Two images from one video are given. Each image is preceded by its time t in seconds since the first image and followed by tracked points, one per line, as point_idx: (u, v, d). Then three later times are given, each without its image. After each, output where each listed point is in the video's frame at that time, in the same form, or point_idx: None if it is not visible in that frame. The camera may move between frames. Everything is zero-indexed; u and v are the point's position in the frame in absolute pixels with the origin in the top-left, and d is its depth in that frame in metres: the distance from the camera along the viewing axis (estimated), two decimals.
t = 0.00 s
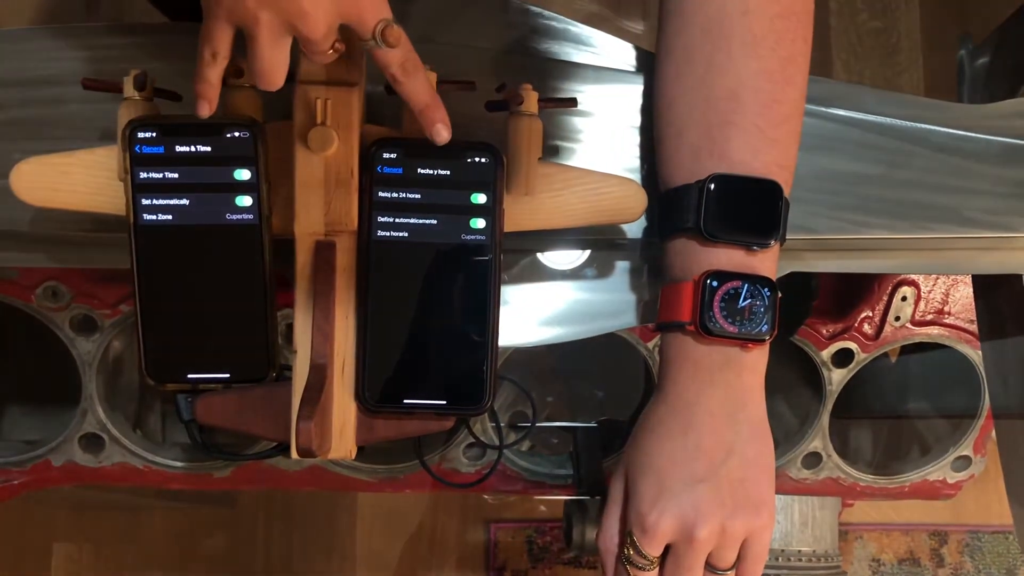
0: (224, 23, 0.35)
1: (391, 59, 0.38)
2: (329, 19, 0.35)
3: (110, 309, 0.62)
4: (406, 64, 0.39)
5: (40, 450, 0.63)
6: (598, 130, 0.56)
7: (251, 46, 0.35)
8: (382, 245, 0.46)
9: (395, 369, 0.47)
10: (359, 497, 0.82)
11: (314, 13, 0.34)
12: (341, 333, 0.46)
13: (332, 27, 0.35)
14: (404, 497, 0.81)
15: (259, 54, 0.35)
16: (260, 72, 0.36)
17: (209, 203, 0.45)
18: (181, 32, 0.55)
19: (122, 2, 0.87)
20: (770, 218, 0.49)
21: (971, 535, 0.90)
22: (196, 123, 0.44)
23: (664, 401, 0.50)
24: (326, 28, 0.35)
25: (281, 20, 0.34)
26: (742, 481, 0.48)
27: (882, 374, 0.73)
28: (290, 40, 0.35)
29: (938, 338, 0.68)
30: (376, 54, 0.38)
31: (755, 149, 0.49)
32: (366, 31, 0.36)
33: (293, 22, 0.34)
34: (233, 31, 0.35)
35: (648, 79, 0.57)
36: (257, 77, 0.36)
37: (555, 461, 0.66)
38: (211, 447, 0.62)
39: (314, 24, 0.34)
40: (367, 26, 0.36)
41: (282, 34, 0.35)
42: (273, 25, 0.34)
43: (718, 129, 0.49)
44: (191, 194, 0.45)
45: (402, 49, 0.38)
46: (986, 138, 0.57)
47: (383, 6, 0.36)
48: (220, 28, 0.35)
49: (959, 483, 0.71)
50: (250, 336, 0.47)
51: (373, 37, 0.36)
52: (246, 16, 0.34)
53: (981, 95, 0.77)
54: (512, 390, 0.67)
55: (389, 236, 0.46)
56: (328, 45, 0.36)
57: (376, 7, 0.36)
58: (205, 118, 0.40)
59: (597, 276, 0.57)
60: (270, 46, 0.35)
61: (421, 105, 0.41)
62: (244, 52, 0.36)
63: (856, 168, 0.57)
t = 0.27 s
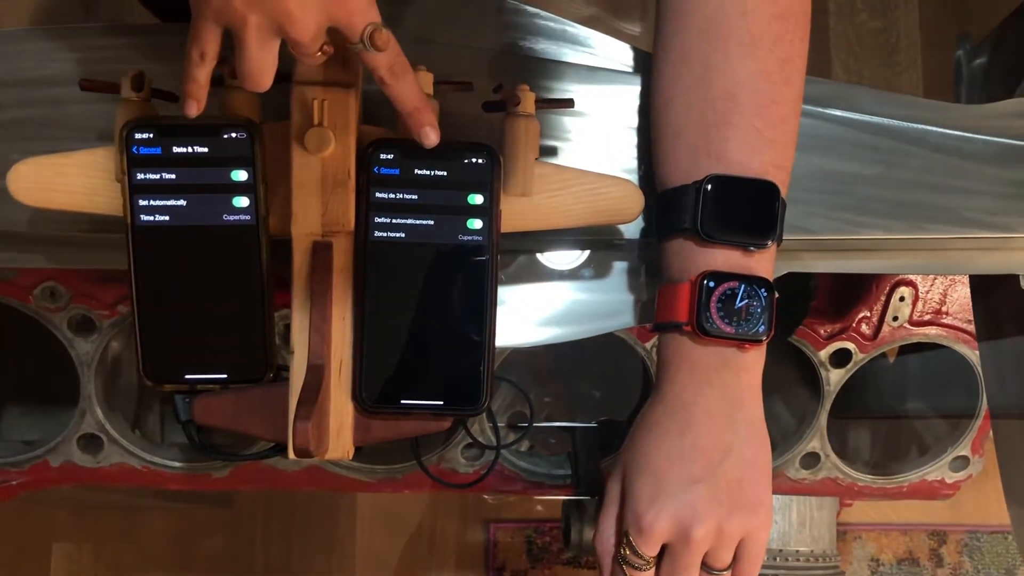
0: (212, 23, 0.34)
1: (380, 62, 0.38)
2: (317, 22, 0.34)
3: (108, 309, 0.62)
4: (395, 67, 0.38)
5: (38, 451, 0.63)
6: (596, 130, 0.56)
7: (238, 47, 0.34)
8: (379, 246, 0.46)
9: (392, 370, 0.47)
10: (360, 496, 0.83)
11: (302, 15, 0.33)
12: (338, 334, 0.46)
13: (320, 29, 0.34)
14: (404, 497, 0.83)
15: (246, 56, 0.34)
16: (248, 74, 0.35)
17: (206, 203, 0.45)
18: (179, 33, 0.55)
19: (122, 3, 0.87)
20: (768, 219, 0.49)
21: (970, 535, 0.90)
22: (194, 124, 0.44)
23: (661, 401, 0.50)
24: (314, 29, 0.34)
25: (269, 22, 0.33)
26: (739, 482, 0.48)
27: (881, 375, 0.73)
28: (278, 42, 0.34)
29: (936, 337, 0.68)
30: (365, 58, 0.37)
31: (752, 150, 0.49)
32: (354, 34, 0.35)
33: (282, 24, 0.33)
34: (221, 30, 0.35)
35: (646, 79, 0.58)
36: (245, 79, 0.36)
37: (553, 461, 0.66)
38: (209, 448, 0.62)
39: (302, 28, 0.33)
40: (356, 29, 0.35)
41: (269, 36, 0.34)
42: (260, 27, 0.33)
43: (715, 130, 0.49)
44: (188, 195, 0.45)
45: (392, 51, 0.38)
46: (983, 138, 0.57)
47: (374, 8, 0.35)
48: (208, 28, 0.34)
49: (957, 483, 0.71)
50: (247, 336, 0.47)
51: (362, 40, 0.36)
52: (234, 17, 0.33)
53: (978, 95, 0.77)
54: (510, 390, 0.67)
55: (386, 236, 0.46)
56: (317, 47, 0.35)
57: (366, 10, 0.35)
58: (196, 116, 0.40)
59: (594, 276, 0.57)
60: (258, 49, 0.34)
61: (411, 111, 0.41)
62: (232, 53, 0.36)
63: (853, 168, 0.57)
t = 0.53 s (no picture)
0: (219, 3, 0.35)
1: (386, 38, 0.39)
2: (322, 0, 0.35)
3: (110, 309, 0.62)
4: (401, 43, 0.39)
5: (40, 451, 0.63)
6: (597, 130, 0.57)
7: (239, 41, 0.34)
8: (380, 245, 0.46)
9: (393, 369, 0.47)
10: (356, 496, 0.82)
11: None
12: (339, 334, 0.46)
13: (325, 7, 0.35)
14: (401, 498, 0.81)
15: (253, 35, 0.35)
16: (255, 54, 0.36)
17: (208, 203, 0.45)
18: (181, 33, 0.55)
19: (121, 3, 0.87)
20: (769, 218, 0.49)
21: (971, 535, 0.90)
22: (196, 124, 0.45)
23: (662, 400, 0.50)
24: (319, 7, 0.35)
25: (274, 1, 0.34)
26: (739, 481, 0.49)
27: (881, 374, 0.73)
28: (284, 20, 0.35)
29: (936, 337, 0.68)
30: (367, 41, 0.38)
31: (753, 149, 0.49)
32: (359, 11, 0.36)
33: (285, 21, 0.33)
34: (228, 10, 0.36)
35: (647, 79, 0.58)
36: (252, 60, 0.36)
37: (553, 461, 0.66)
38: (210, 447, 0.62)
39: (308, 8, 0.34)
40: (361, 6, 0.36)
41: (275, 15, 0.35)
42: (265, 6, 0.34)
43: (715, 130, 0.49)
44: (190, 194, 0.45)
45: (397, 28, 0.39)
46: (983, 138, 0.57)
47: None
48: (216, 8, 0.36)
49: (958, 483, 0.71)
50: (249, 335, 0.47)
51: (367, 15, 0.37)
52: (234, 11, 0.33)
53: (977, 95, 0.77)
54: (512, 389, 0.67)
55: (388, 236, 0.47)
56: (322, 24, 0.36)
57: None
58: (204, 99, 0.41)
59: (595, 276, 0.58)
60: (264, 29, 0.35)
61: (418, 88, 0.42)
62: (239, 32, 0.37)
63: (854, 168, 0.57)
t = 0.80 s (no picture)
0: (205, 12, 0.33)
1: (383, 54, 0.36)
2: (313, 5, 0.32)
3: (110, 309, 0.62)
4: (398, 60, 0.37)
5: (40, 451, 0.63)
6: (596, 130, 0.57)
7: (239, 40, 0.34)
8: (380, 245, 0.46)
9: (393, 369, 0.47)
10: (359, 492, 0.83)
11: None
12: (339, 333, 0.46)
13: (317, 13, 0.33)
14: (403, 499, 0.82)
15: (240, 42, 0.33)
16: (242, 62, 0.34)
17: (208, 202, 0.45)
18: (181, 34, 0.56)
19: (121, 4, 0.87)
20: (768, 218, 0.49)
21: (970, 535, 0.90)
22: (197, 124, 0.45)
23: (661, 399, 0.50)
24: (308, 13, 0.32)
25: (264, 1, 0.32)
26: (738, 480, 0.49)
27: (881, 374, 0.74)
28: (274, 27, 0.33)
29: (936, 338, 0.68)
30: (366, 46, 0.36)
31: (751, 149, 0.49)
32: (354, 21, 0.33)
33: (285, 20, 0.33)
34: (215, 17, 0.34)
35: (645, 79, 0.58)
36: (241, 72, 0.34)
37: (553, 461, 0.67)
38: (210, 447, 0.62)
39: (297, 17, 0.32)
40: (352, 17, 0.34)
41: (263, 18, 0.33)
42: (251, 10, 0.32)
43: (714, 130, 0.49)
44: (191, 194, 0.45)
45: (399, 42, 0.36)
46: (982, 138, 0.57)
47: None
48: (203, 17, 0.34)
49: (957, 483, 0.71)
50: (248, 335, 0.47)
51: (362, 27, 0.34)
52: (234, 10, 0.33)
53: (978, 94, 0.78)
54: (511, 390, 0.67)
55: (388, 236, 0.47)
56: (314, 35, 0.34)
57: None
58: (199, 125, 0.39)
59: (595, 276, 0.58)
60: (251, 33, 0.33)
61: (416, 107, 0.39)
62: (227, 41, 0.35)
63: (853, 168, 0.57)
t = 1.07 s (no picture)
0: (222, 53, 0.36)
1: (394, 93, 0.38)
2: (326, 50, 0.35)
3: (108, 308, 0.62)
4: (408, 99, 0.39)
5: (37, 450, 0.63)
6: (595, 130, 0.57)
7: (238, 39, 0.34)
8: (379, 244, 0.46)
9: (391, 369, 0.47)
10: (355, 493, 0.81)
11: (308, 44, 0.34)
12: (337, 333, 0.46)
13: (330, 57, 0.35)
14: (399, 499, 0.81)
15: (255, 82, 0.36)
16: (259, 101, 0.37)
17: (207, 202, 0.45)
18: (180, 33, 0.56)
19: (119, 4, 0.87)
20: (766, 218, 0.49)
21: (967, 535, 0.90)
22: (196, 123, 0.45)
23: (660, 399, 0.50)
24: (321, 58, 0.35)
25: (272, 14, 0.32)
26: (736, 480, 0.49)
27: (879, 375, 0.74)
28: (289, 70, 0.36)
29: (934, 338, 0.68)
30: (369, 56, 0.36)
31: (750, 150, 0.49)
32: (366, 64, 0.36)
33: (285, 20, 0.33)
34: (232, 60, 0.36)
35: (644, 79, 0.58)
36: (257, 108, 0.37)
37: (551, 461, 0.67)
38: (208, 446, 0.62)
39: (310, 60, 0.35)
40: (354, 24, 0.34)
41: (278, 62, 0.35)
42: (267, 55, 0.35)
43: (713, 130, 0.49)
44: (189, 194, 0.45)
45: (408, 82, 0.38)
46: (980, 138, 0.58)
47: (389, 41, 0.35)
48: (218, 57, 0.36)
49: (954, 483, 0.71)
50: (246, 334, 0.47)
51: (374, 70, 0.36)
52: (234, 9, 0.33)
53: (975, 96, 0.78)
54: (509, 390, 0.68)
55: (386, 235, 0.47)
56: (326, 75, 0.36)
57: (379, 42, 0.35)
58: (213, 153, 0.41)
59: (593, 276, 0.58)
60: (266, 75, 0.35)
61: (423, 138, 0.41)
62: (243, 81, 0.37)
63: (851, 168, 0.57)
